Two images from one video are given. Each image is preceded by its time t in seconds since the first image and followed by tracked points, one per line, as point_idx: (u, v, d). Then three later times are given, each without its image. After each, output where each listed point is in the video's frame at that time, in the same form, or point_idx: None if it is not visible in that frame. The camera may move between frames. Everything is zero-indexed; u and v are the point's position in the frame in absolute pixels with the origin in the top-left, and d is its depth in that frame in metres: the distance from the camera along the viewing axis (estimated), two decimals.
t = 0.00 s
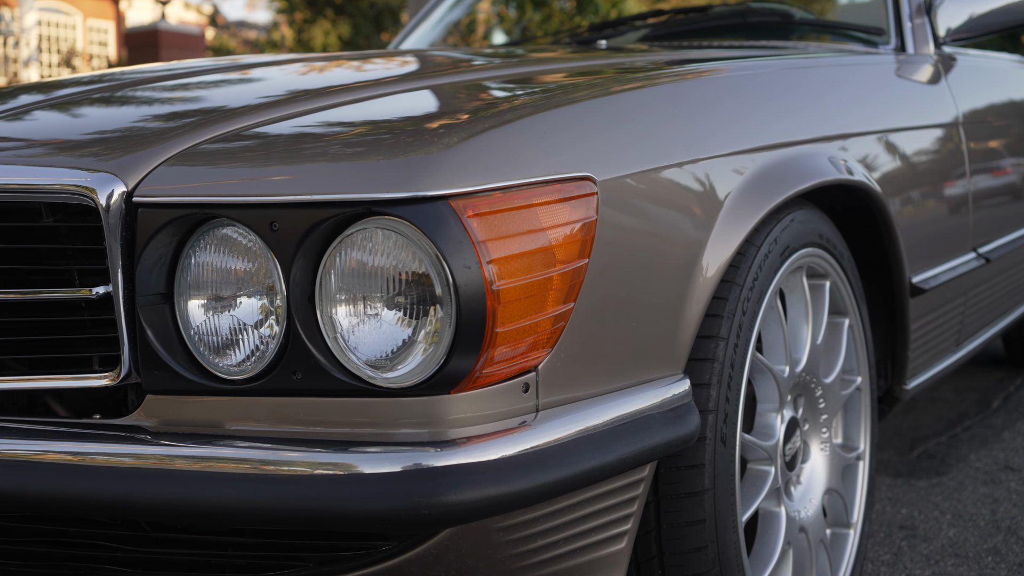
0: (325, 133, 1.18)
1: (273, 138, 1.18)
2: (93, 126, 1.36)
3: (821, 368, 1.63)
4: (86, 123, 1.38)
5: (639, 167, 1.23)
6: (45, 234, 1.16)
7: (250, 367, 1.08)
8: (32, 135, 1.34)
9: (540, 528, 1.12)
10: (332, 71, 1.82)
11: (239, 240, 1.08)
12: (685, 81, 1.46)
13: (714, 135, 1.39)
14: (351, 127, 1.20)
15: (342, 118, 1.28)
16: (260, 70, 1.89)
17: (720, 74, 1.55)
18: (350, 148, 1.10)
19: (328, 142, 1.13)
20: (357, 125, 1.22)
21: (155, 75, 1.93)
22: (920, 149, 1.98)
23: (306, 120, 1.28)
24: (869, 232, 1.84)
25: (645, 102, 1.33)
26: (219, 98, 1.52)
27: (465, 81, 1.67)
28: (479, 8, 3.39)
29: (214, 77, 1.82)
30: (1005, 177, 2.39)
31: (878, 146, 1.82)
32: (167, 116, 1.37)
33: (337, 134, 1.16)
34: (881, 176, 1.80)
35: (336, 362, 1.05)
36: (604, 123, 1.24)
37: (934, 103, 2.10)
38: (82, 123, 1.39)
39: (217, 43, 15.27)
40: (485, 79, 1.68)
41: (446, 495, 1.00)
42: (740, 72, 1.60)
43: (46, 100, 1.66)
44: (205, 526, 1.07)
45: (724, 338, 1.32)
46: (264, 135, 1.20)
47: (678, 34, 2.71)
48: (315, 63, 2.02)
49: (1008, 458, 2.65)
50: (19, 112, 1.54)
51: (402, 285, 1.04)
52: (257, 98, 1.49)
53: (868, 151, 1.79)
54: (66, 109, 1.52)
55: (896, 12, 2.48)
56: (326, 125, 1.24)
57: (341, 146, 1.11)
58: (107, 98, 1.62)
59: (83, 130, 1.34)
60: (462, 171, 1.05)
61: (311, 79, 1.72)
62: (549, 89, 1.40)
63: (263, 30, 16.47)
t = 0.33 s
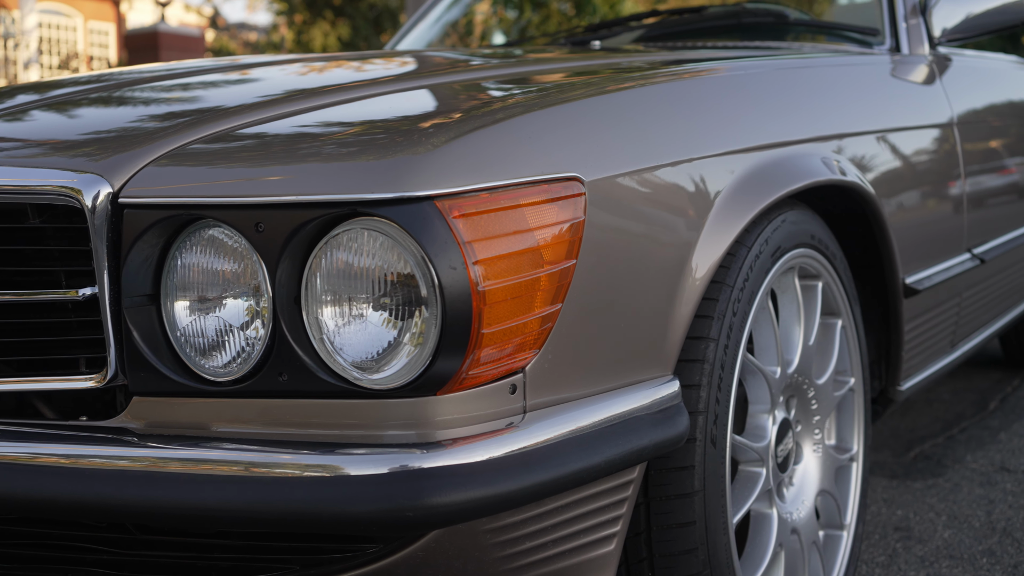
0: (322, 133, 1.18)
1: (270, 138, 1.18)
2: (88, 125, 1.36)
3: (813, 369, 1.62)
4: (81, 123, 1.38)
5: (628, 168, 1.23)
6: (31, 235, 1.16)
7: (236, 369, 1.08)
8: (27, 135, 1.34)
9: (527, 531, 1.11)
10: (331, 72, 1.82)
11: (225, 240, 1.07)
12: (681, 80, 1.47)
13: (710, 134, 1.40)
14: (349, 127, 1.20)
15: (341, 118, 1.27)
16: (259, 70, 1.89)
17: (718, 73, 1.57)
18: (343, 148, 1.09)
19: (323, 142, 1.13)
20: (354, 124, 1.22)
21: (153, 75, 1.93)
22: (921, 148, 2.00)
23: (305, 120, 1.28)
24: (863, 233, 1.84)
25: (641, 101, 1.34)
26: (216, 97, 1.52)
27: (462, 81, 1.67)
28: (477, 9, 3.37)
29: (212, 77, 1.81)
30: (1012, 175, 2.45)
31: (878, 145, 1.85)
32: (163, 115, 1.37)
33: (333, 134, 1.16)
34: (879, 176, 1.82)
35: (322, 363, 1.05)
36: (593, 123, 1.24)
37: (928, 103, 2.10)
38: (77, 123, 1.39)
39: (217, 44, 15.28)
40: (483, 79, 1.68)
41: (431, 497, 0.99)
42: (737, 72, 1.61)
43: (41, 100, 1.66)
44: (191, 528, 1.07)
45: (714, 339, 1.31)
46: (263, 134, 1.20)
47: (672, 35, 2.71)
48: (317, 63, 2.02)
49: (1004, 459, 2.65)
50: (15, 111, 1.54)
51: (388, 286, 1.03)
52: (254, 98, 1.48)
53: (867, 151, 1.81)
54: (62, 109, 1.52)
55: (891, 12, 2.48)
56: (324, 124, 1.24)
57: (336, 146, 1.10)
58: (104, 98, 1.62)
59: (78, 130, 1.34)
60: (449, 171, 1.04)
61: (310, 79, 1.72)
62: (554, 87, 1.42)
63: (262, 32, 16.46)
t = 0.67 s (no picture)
0: (318, 132, 1.17)
1: (268, 137, 1.17)
2: (80, 124, 1.36)
3: (804, 368, 1.62)
4: (73, 122, 1.38)
5: (615, 168, 1.22)
6: (17, 236, 1.16)
7: (221, 370, 1.07)
8: (18, 135, 1.34)
9: (514, 531, 1.11)
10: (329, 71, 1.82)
11: (209, 241, 1.07)
12: (677, 79, 1.48)
13: (700, 134, 1.39)
14: (344, 126, 1.19)
15: (337, 117, 1.27)
16: (256, 70, 1.89)
17: (713, 72, 1.58)
18: (337, 147, 1.09)
19: (318, 141, 1.12)
20: (350, 123, 1.21)
21: (149, 74, 1.93)
22: (918, 148, 2.01)
23: (301, 119, 1.27)
24: (854, 233, 1.83)
25: (631, 100, 1.34)
26: (212, 97, 1.51)
27: (457, 80, 1.66)
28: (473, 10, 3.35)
29: (207, 77, 1.81)
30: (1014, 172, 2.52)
31: (877, 144, 1.86)
32: (155, 115, 1.37)
33: (328, 133, 1.16)
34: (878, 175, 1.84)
35: (307, 364, 1.04)
36: (581, 123, 1.23)
37: (922, 103, 2.10)
38: (68, 122, 1.38)
39: (215, 45, 15.28)
40: (479, 77, 1.67)
41: (415, 497, 0.99)
42: (733, 71, 1.62)
43: (34, 100, 1.65)
44: (177, 530, 1.07)
45: (703, 339, 1.31)
46: (259, 133, 1.19)
47: (666, 35, 2.72)
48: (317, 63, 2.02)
49: (999, 458, 2.64)
50: (10, 111, 1.53)
51: (373, 286, 1.03)
52: (247, 97, 1.48)
53: (867, 149, 1.83)
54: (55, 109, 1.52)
55: (884, 12, 2.49)
56: (321, 124, 1.23)
57: (330, 145, 1.10)
58: (98, 98, 1.61)
59: (70, 129, 1.33)
60: (434, 171, 1.04)
61: (307, 78, 1.72)
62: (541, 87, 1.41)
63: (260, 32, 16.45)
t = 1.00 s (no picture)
0: (317, 129, 1.17)
1: (264, 135, 1.17)
2: (71, 123, 1.36)
3: (795, 367, 1.62)
4: (63, 121, 1.38)
5: (602, 167, 1.22)
6: (2, 236, 1.15)
7: (206, 370, 1.07)
8: (7, 133, 1.34)
9: (501, 532, 1.10)
10: (328, 70, 1.81)
11: (192, 240, 1.07)
12: (673, 77, 1.49)
13: (690, 134, 1.39)
14: (336, 124, 1.19)
15: (333, 115, 1.26)
16: (253, 68, 1.88)
17: (710, 70, 1.59)
18: (329, 145, 1.08)
19: (311, 139, 1.12)
20: (342, 121, 1.21)
21: (145, 73, 1.93)
22: (911, 146, 2.00)
23: (300, 117, 1.27)
24: (846, 232, 1.83)
25: (620, 99, 1.34)
26: (208, 95, 1.51)
27: (450, 78, 1.66)
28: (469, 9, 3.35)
29: (199, 75, 1.81)
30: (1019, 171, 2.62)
31: (874, 142, 1.88)
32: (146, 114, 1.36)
33: (322, 131, 1.15)
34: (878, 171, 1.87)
35: (292, 364, 1.04)
36: (568, 123, 1.23)
37: (915, 102, 2.10)
38: (58, 121, 1.38)
39: (214, 45, 15.27)
40: (472, 76, 1.67)
41: (399, 497, 0.98)
42: (730, 69, 1.63)
43: (27, 98, 1.65)
44: (162, 530, 1.06)
45: (692, 338, 1.31)
46: (253, 132, 1.19)
47: (658, 34, 2.71)
48: (316, 62, 2.02)
49: (993, 458, 2.64)
50: (3, 109, 1.53)
51: (358, 285, 1.03)
52: (241, 96, 1.48)
53: (863, 147, 1.84)
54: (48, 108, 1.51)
55: (877, 12, 2.48)
56: (319, 121, 1.23)
57: (322, 143, 1.09)
58: (91, 96, 1.61)
59: (61, 128, 1.33)
60: (419, 170, 1.03)
61: (303, 76, 1.72)
62: (544, 83, 1.44)
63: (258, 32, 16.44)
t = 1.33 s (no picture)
0: (316, 127, 1.16)
1: (261, 134, 1.16)
2: (66, 121, 1.34)
3: (785, 367, 1.61)
4: (57, 120, 1.36)
5: (589, 167, 1.21)
6: None
7: (190, 370, 1.07)
8: None
9: (486, 533, 1.10)
10: (325, 69, 1.81)
11: (176, 240, 1.06)
12: (669, 75, 1.50)
13: (679, 133, 1.38)
14: (330, 123, 1.18)
15: (330, 113, 1.26)
16: (250, 67, 1.88)
17: (705, 69, 1.59)
18: (320, 145, 1.08)
19: (303, 138, 1.11)
20: (336, 120, 1.20)
21: (138, 72, 1.92)
22: (903, 146, 2.00)
23: (298, 115, 1.26)
24: (837, 232, 1.83)
25: (607, 98, 1.33)
26: (201, 95, 1.50)
27: (443, 77, 1.66)
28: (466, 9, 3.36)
29: (193, 74, 1.81)
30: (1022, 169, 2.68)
31: (871, 141, 1.89)
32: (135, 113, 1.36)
33: (316, 129, 1.14)
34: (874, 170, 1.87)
35: (276, 365, 1.04)
36: (555, 122, 1.23)
37: (908, 101, 2.09)
38: (49, 119, 1.38)
39: (212, 45, 15.25)
40: (464, 75, 1.66)
41: (383, 498, 0.98)
42: (725, 68, 1.63)
43: (20, 97, 1.65)
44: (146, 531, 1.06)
45: (680, 338, 1.30)
46: (242, 131, 1.18)
47: (652, 33, 2.71)
48: (314, 61, 2.01)
49: (988, 458, 2.64)
50: None
51: (342, 285, 1.02)
52: (233, 95, 1.47)
53: (860, 146, 1.85)
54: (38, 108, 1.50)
55: (871, 11, 2.48)
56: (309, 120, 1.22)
57: (314, 142, 1.08)
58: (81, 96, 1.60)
59: (57, 126, 1.32)
60: (404, 169, 1.03)
61: (301, 75, 1.72)
62: (529, 82, 1.42)
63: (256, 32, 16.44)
